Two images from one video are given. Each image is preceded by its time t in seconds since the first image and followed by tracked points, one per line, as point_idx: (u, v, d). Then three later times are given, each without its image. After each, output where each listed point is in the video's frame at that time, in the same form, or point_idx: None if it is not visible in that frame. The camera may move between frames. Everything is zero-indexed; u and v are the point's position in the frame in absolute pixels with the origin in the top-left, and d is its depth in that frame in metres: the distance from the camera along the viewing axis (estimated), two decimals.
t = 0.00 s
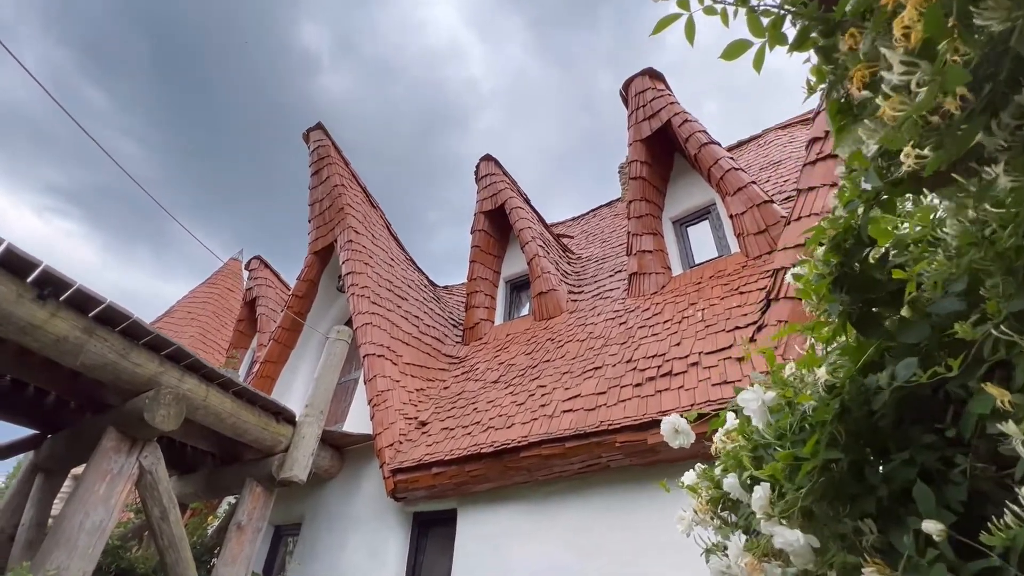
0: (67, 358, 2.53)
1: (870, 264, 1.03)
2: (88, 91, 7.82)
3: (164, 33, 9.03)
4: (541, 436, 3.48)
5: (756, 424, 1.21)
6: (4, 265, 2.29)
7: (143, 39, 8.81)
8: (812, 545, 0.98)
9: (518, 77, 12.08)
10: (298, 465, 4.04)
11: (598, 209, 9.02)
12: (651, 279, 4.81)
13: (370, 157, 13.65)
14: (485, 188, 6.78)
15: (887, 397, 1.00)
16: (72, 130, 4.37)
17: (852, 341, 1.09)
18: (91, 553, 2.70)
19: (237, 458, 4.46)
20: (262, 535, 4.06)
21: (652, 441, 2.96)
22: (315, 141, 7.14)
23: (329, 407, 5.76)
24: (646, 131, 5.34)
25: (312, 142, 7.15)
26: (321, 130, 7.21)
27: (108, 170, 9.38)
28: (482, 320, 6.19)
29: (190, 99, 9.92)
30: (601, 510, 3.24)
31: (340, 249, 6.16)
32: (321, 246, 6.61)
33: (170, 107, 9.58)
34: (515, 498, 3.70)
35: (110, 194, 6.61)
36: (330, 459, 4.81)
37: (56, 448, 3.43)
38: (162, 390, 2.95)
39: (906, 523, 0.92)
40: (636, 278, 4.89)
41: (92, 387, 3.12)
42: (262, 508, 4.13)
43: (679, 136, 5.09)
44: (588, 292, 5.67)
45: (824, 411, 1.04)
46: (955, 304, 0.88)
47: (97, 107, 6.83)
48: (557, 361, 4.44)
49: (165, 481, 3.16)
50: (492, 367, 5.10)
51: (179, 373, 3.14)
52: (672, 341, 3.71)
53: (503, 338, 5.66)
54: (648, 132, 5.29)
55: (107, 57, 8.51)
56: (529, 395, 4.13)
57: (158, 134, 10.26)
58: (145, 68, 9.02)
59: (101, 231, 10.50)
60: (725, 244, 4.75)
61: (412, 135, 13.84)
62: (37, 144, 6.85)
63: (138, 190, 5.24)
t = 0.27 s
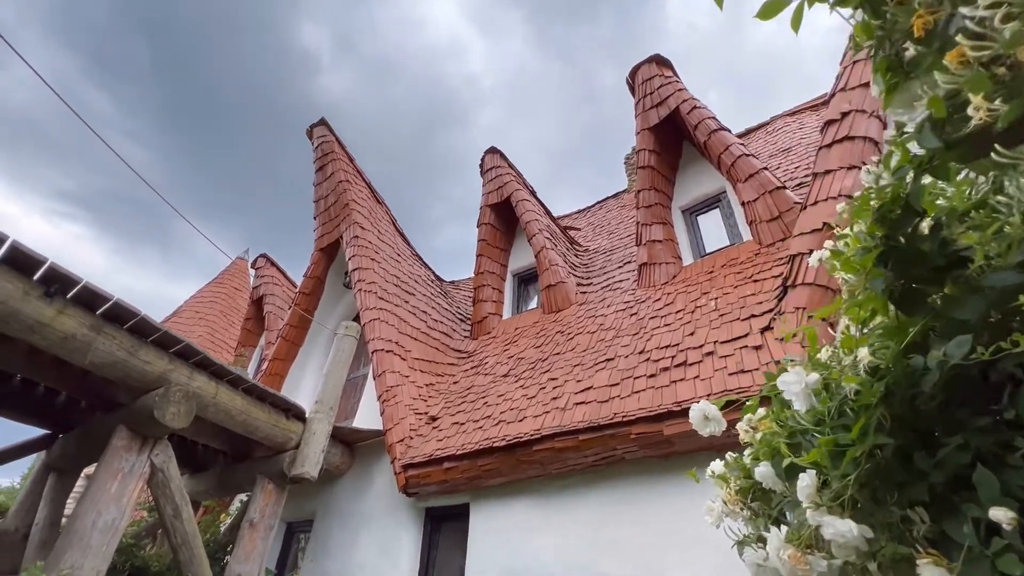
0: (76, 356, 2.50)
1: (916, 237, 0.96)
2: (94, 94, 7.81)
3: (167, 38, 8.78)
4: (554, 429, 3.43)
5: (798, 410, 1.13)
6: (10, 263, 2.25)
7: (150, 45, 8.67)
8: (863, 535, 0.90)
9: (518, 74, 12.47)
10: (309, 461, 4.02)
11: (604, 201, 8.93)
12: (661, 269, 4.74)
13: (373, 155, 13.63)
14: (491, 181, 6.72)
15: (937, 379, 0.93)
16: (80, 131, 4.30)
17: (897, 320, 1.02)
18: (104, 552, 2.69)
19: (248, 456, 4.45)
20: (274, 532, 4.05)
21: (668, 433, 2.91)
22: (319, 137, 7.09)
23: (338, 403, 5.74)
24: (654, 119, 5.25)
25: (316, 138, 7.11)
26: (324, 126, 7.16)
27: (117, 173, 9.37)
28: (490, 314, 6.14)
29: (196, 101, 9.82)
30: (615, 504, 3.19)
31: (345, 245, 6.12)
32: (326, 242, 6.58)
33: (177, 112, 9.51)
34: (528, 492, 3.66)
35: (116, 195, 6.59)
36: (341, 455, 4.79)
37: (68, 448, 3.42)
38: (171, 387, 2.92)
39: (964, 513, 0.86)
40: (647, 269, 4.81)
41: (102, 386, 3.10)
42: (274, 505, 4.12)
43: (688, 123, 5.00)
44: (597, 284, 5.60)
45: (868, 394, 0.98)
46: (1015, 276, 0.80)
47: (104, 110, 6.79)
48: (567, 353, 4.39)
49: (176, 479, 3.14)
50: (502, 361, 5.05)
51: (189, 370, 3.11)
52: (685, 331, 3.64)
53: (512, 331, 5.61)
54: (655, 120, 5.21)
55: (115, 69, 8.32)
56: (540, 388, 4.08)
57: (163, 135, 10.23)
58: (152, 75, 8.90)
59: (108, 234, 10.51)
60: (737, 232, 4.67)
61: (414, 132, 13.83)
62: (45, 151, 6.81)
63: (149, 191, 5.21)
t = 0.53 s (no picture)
0: (89, 354, 2.49)
1: (973, 202, 0.90)
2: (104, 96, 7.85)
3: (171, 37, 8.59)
4: (570, 419, 3.40)
5: (845, 388, 1.05)
6: (21, 261, 2.23)
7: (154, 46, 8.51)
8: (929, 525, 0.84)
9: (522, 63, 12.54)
10: (324, 456, 4.03)
11: (613, 190, 8.82)
12: (674, 256, 4.66)
13: (378, 150, 13.59)
14: (498, 172, 6.65)
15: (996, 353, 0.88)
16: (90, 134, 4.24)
17: (946, 293, 0.96)
18: (125, 550, 2.69)
19: (264, 452, 4.46)
20: (292, 527, 4.07)
21: (687, 420, 2.86)
22: (324, 131, 7.06)
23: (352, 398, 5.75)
24: (664, 103, 5.15)
25: (322, 133, 7.07)
26: (329, 121, 7.12)
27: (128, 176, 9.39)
28: (500, 306, 6.09)
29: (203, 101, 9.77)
30: (635, 494, 3.16)
31: (354, 239, 6.10)
32: (335, 237, 6.56)
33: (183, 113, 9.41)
34: (545, 483, 3.63)
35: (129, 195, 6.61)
36: (355, 450, 4.79)
37: (86, 447, 3.43)
38: (186, 384, 2.92)
39: None
40: (659, 256, 4.74)
41: (117, 384, 3.10)
42: (291, 500, 4.13)
43: (699, 106, 4.89)
44: (608, 273, 5.53)
45: (921, 373, 0.92)
46: None
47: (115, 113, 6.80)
48: (581, 343, 4.34)
49: (194, 475, 3.15)
50: (514, 352, 5.01)
51: (202, 366, 3.10)
52: (702, 318, 3.57)
53: (524, 323, 5.57)
54: (665, 104, 5.11)
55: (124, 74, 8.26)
56: (554, 379, 4.04)
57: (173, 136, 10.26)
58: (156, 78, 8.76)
59: (119, 237, 10.59)
60: (751, 216, 4.57)
61: (420, 126, 13.71)
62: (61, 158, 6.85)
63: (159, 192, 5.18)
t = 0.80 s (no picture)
0: (107, 351, 2.51)
1: (1021, 167, 0.88)
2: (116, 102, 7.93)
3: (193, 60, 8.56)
4: (585, 408, 3.38)
5: (887, 365, 1.00)
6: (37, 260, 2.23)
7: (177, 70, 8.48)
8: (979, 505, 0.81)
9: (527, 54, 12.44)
10: (340, 449, 4.05)
11: (621, 178, 8.73)
12: (687, 242, 4.59)
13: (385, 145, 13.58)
14: (506, 162, 6.60)
15: None
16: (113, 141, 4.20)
17: (989, 266, 0.93)
18: (148, 543, 2.73)
19: (281, 445, 4.50)
20: (310, 520, 4.11)
21: (705, 407, 2.82)
22: (331, 126, 7.04)
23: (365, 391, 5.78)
24: (674, 86, 5.07)
25: (328, 127, 7.06)
26: (336, 115, 7.11)
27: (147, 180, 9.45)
28: (511, 297, 6.07)
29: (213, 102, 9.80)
30: (652, 483, 3.14)
31: (363, 233, 6.10)
32: (344, 232, 6.56)
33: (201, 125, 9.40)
34: (561, 473, 3.62)
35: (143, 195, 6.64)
36: (371, 442, 4.82)
37: (107, 443, 3.47)
38: (203, 379, 2.94)
39: None
40: (672, 242, 4.67)
41: (135, 380, 3.13)
42: (308, 493, 4.17)
43: (711, 88, 4.80)
44: (620, 261, 5.47)
45: (966, 348, 0.89)
46: None
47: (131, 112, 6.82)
48: (594, 332, 4.30)
49: (213, 469, 3.18)
50: (526, 343, 4.99)
51: (218, 362, 3.12)
52: (718, 304, 3.51)
53: (535, 313, 5.54)
54: (676, 88, 5.03)
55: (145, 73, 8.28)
56: (567, 368, 4.02)
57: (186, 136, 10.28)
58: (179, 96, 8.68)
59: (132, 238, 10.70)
60: (766, 200, 4.49)
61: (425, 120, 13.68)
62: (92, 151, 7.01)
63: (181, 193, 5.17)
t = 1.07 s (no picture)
0: (132, 345, 2.53)
1: None
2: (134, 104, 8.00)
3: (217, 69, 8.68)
4: (606, 395, 3.36)
5: (951, 337, 0.97)
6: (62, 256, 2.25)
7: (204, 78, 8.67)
8: None
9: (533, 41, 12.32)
10: (361, 439, 4.09)
11: (633, 164, 8.62)
12: (704, 226, 4.51)
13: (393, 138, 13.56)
14: (518, 150, 6.55)
15: None
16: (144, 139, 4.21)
17: None
18: (180, 533, 2.78)
19: (302, 437, 4.55)
20: (334, 509, 4.17)
21: (729, 392, 2.78)
22: (341, 119, 7.03)
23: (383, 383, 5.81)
24: (688, 67, 4.97)
25: (338, 120, 7.05)
26: (345, 108, 7.09)
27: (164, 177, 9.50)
28: (526, 286, 6.03)
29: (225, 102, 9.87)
30: (676, 469, 3.12)
31: (376, 225, 6.10)
32: (357, 224, 6.57)
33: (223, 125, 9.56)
34: (583, 460, 3.61)
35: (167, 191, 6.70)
36: (390, 432, 4.85)
37: (135, 437, 3.52)
38: (226, 372, 2.97)
39: None
40: (688, 226, 4.60)
41: (160, 375, 3.16)
42: (331, 483, 4.22)
43: (727, 68, 4.69)
44: (635, 247, 5.41)
45: None
46: None
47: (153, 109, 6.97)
48: (612, 319, 4.26)
49: (239, 461, 3.22)
50: (543, 331, 4.97)
51: (240, 355, 3.15)
52: (739, 287, 3.45)
53: (551, 301, 5.51)
54: (690, 68, 4.93)
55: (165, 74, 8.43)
56: (586, 355, 4.00)
57: (200, 136, 10.34)
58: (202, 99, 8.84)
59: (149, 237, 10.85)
60: (785, 181, 4.40)
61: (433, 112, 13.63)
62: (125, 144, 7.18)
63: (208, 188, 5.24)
